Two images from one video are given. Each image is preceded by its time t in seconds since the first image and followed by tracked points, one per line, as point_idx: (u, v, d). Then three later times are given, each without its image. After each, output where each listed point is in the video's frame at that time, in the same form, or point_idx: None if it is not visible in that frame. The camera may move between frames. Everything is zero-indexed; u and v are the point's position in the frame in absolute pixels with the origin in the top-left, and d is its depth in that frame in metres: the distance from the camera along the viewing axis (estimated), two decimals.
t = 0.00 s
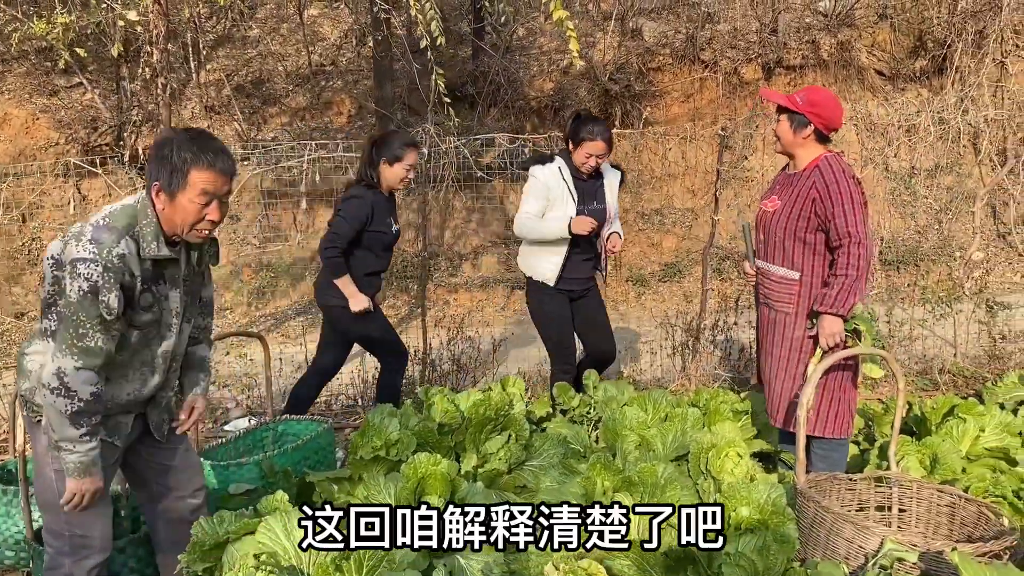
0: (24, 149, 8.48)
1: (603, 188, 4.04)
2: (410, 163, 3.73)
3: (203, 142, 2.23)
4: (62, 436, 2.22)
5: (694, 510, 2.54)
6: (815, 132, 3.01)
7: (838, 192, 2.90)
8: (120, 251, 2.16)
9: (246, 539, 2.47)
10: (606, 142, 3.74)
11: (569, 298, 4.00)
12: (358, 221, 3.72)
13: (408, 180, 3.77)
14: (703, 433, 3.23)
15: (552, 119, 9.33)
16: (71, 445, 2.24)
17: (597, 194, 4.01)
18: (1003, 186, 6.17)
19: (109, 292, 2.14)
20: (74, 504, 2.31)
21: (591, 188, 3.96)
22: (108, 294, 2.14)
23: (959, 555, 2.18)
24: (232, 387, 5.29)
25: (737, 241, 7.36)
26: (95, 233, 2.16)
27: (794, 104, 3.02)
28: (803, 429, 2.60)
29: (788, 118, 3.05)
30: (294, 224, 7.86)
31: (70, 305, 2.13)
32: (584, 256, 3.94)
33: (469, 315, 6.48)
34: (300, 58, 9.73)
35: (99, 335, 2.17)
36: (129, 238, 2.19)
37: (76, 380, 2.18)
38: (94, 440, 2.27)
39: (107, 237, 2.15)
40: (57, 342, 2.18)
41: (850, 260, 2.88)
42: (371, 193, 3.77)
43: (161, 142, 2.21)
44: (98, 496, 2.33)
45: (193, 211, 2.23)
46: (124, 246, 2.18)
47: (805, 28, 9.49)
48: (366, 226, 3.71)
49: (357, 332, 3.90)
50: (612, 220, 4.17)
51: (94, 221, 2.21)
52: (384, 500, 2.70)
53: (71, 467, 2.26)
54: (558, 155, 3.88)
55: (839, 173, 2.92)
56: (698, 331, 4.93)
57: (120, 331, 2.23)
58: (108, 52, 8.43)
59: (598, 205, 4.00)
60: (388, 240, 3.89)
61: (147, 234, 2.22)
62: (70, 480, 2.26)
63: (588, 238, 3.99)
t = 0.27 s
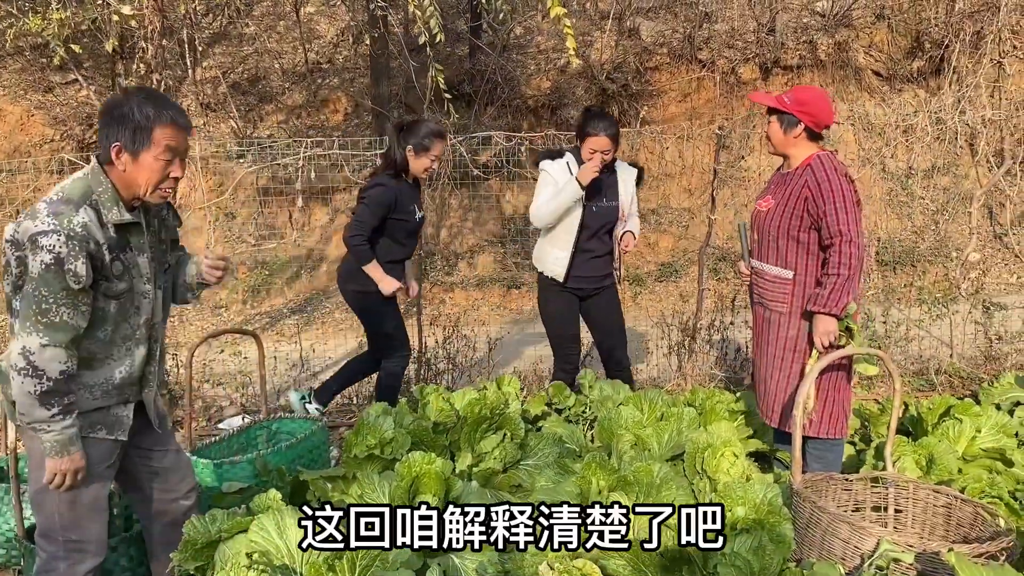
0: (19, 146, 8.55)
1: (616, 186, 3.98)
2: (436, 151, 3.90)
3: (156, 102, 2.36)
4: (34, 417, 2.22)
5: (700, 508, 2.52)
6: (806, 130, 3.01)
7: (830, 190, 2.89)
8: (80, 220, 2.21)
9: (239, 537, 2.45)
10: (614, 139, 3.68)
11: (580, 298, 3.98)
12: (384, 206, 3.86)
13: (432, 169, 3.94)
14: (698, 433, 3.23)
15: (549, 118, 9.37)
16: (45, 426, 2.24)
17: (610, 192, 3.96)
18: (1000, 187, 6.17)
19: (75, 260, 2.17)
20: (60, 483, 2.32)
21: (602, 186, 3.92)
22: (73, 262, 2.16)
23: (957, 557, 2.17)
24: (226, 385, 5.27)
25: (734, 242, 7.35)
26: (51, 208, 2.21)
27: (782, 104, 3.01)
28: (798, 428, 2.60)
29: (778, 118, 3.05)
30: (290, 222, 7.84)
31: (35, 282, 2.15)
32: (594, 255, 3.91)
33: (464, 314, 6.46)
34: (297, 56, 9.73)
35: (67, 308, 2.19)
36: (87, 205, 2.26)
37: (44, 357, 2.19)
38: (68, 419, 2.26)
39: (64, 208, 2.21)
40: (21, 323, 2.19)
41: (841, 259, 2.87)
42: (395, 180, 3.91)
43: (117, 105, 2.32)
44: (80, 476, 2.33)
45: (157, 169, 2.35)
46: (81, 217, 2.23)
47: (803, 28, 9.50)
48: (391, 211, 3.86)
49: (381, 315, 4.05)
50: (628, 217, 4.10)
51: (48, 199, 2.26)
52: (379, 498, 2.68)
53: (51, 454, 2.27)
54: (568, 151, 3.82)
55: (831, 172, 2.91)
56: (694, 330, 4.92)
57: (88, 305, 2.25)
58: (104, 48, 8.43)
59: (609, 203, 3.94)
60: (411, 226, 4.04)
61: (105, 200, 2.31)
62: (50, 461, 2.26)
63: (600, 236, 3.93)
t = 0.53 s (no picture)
0: (19, 141, 8.55)
1: (640, 187, 3.87)
2: (447, 141, 3.85)
3: (145, 87, 2.38)
4: (62, 408, 2.24)
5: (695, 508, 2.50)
6: (804, 130, 3.01)
7: (827, 190, 2.89)
8: (72, 205, 2.23)
9: (239, 534, 2.45)
10: (627, 138, 3.67)
11: (596, 298, 3.94)
12: (393, 199, 3.86)
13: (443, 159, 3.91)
14: (699, 431, 3.23)
15: (550, 116, 9.43)
16: (72, 415, 2.27)
17: (631, 192, 3.87)
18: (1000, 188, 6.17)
19: (77, 244, 2.20)
20: (91, 469, 2.36)
21: (622, 186, 3.86)
22: (75, 247, 2.19)
23: (957, 557, 2.18)
24: (226, 381, 5.26)
25: (733, 241, 7.35)
26: (39, 199, 2.22)
27: (778, 105, 3.02)
28: (799, 426, 2.61)
29: (775, 118, 3.06)
30: (290, 219, 7.84)
31: (38, 273, 2.16)
32: (612, 255, 3.86)
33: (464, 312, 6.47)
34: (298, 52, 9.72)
35: (76, 293, 2.21)
36: (74, 189, 2.29)
37: (61, 346, 2.21)
38: (94, 404, 2.30)
39: (53, 196, 2.23)
40: (28, 317, 2.19)
41: (837, 258, 2.87)
42: (405, 171, 3.91)
43: (118, 90, 2.34)
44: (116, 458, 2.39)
45: (148, 155, 2.39)
46: (71, 203, 2.25)
47: (804, 28, 9.51)
48: (402, 203, 3.86)
49: (397, 307, 4.06)
50: (661, 220, 3.93)
51: (30, 190, 2.27)
52: (379, 495, 2.68)
53: (85, 440, 2.30)
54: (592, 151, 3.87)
55: (828, 171, 2.91)
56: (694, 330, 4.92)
57: (94, 290, 2.28)
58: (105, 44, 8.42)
59: (630, 203, 3.87)
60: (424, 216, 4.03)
61: (90, 184, 2.32)
62: (84, 447, 2.31)
63: (618, 236, 3.88)
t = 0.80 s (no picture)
0: (22, 136, 8.58)
1: (660, 188, 3.82)
2: (458, 136, 3.85)
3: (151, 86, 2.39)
4: (76, 407, 2.25)
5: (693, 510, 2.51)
6: (806, 132, 3.01)
7: (829, 192, 2.89)
8: (82, 203, 2.24)
9: (240, 532, 2.46)
10: (647, 137, 3.65)
11: (609, 297, 3.91)
12: (402, 196, 3.91)
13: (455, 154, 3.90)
14: (700, 432, 3.24)
15: (552, 115, 9.52)
16: (86, 413, 2.27)
17: (650, 192, 3.82)
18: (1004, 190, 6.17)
19: (91, 242, 2.21)
20: (103, 467, 2.37)
21: (641, 186, 3.82)
22: (89, 245, 2.21)
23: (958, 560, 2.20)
24: (229, 378, 5.28)
25: (735, 241, 7.35)
26: (48, 198, 2.21)
27: (779, 108, 3.03)
28: (800, 428, 2.62)
29: (776, 120, 3.06)
30: (293, 216, 7.86)
31: (52, 272, 2.15)
32: (626, 256, 3.83)
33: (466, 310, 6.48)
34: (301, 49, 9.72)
35: (90, 291, 2.21)
36: (81, 186, 2.29)
37: (77, 344, 2.21)
38: (107, 402, 2.31)
39: (63, 195, 2.22)
40: (41, 316, 2.19)
41: (839, 260, 2.87)
42: (417, 168, 3.96)
43: (126, 88, 2.34)
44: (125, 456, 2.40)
45: (154, 155, 2.41)
46: (80, 200, 2.25)
47: (808, 28, 9.52)
48: (410, 200, 3.90)
49: (411, 305, 4.12)
50: (682, 223, 3.86)
51: (36, 190, 2.26)
52: (381, 493, 2.71)
53: (95, 438, 2.30)
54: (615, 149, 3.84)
55: (830, 173, 2.92)
56: (696, 330, 4.92)
57: (107, 287, 2.29)
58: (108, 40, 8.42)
59: (649, 204, 3.82)
60: (441, 211, 4.02)
61: (96, 180, 2.32)
62: (95, 446, 2.31)
63: (632, 236, 3.84)
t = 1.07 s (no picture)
0: (27, 131, 8.53)
1: (674, 186, 3.84)
2: (474, 120, 3.92)
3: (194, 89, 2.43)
4: (107, 396, 2.26)
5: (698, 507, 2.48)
6: (808, 132, 3.02)
7: (834, 192, 2.90)
8: (124, 196, 2.28)
9: (247, 527, 2.48)
10: (663, 135, 3.67)
11: (616, 294, 3.92)
12: (429, 189, 4.01)
13: (475, 140, 3.96)
14: (704, 430, 3.25)
15: (557, 113, 9.49)
16: (116, 403, 2.29)
17: (663, 190, 3.84)
18: (1008, 191, 6.17)
19: (133, 235, 2.25)
20: (126, 459, 2.39)
21: (654, 183, 3.84)
22: (131, 237, 2.25)
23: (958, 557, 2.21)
24: (234, 373, 5.31)
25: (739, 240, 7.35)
26: (92, 190, 2.25)
27: (782, 109, 3.03)
28: (804, 426, 2.62)
29: (780, 121, 3.06)
30: (297, 213, 7.88)
31: (95, 261, 2.18)
32: (639, 253, 3.83)
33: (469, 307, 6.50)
34: (306, 45, 9.75)
35: (129, 283, 2.25)
36: (121, 181, 2.33)
37: (114, 334, 2.24)
38: (138, 392, 2.33)
39: (106, 187, 2.26)
40: (80, 306, 2.21)
41: (845, 259, 2.88)
42: (442, 161, 4.05)
43: (171, 88, 2.37)
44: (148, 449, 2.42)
45: (192, 156, 2.45)
46: (122, 195, 2.29)
47: (812, 28, 9.54)
48: (437, 192, 3.99)
49: (436, 303, 4.15)
50: (693, 223, 3.90)
51: (77, 182, 2.28)
52: (386, 488, 2.69)
53: (124, 428, 2.31)
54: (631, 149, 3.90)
55: (835, 174, 2.92)
56: (700, 329, 4.93)
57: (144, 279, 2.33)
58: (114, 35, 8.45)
59: (661, 202, 3.84)
60: (465, 203, 4.06)
61: (135, 176, 2.37)
62: (122, 436, 2.33)
63: (643, 233, 3.85)
